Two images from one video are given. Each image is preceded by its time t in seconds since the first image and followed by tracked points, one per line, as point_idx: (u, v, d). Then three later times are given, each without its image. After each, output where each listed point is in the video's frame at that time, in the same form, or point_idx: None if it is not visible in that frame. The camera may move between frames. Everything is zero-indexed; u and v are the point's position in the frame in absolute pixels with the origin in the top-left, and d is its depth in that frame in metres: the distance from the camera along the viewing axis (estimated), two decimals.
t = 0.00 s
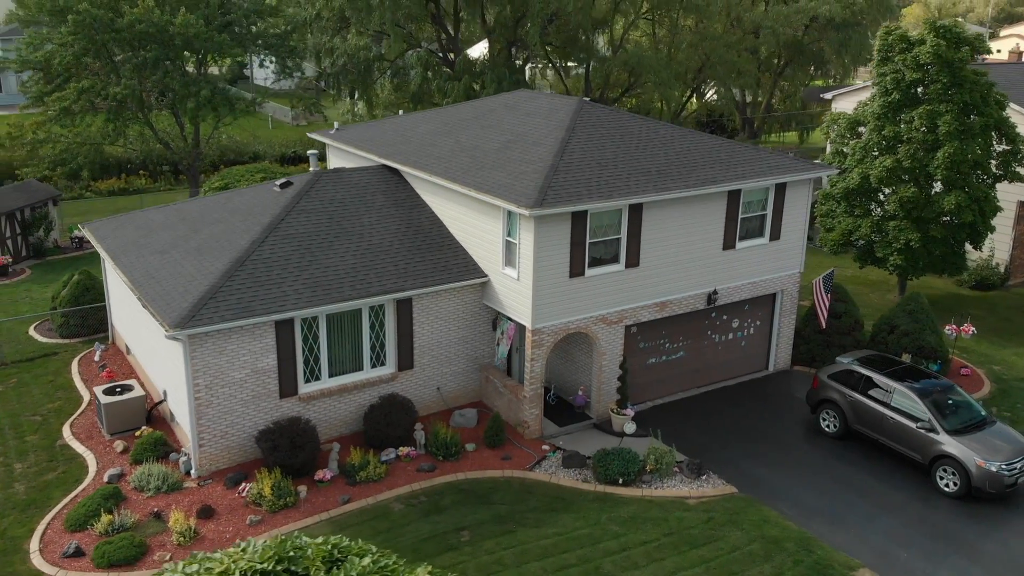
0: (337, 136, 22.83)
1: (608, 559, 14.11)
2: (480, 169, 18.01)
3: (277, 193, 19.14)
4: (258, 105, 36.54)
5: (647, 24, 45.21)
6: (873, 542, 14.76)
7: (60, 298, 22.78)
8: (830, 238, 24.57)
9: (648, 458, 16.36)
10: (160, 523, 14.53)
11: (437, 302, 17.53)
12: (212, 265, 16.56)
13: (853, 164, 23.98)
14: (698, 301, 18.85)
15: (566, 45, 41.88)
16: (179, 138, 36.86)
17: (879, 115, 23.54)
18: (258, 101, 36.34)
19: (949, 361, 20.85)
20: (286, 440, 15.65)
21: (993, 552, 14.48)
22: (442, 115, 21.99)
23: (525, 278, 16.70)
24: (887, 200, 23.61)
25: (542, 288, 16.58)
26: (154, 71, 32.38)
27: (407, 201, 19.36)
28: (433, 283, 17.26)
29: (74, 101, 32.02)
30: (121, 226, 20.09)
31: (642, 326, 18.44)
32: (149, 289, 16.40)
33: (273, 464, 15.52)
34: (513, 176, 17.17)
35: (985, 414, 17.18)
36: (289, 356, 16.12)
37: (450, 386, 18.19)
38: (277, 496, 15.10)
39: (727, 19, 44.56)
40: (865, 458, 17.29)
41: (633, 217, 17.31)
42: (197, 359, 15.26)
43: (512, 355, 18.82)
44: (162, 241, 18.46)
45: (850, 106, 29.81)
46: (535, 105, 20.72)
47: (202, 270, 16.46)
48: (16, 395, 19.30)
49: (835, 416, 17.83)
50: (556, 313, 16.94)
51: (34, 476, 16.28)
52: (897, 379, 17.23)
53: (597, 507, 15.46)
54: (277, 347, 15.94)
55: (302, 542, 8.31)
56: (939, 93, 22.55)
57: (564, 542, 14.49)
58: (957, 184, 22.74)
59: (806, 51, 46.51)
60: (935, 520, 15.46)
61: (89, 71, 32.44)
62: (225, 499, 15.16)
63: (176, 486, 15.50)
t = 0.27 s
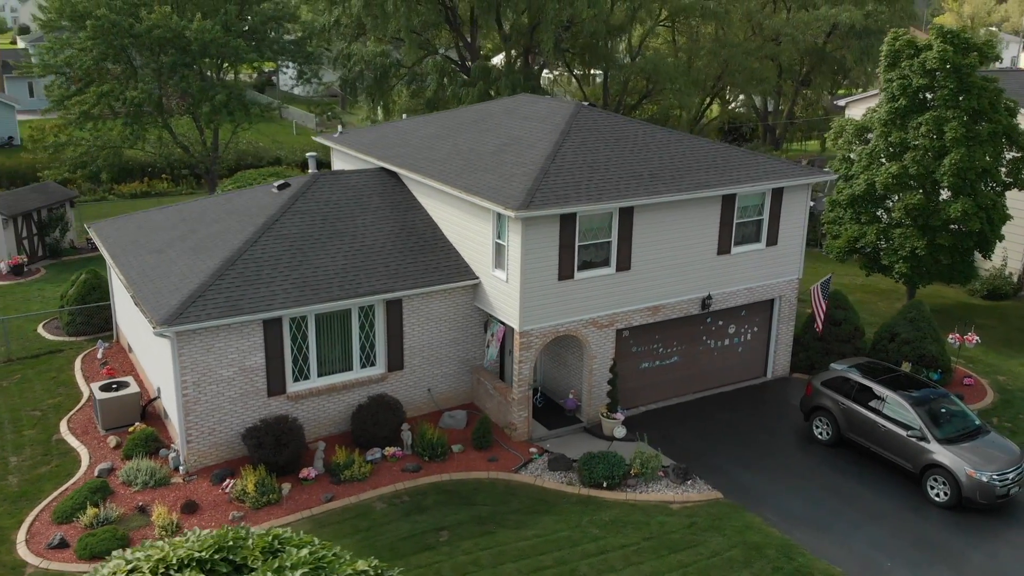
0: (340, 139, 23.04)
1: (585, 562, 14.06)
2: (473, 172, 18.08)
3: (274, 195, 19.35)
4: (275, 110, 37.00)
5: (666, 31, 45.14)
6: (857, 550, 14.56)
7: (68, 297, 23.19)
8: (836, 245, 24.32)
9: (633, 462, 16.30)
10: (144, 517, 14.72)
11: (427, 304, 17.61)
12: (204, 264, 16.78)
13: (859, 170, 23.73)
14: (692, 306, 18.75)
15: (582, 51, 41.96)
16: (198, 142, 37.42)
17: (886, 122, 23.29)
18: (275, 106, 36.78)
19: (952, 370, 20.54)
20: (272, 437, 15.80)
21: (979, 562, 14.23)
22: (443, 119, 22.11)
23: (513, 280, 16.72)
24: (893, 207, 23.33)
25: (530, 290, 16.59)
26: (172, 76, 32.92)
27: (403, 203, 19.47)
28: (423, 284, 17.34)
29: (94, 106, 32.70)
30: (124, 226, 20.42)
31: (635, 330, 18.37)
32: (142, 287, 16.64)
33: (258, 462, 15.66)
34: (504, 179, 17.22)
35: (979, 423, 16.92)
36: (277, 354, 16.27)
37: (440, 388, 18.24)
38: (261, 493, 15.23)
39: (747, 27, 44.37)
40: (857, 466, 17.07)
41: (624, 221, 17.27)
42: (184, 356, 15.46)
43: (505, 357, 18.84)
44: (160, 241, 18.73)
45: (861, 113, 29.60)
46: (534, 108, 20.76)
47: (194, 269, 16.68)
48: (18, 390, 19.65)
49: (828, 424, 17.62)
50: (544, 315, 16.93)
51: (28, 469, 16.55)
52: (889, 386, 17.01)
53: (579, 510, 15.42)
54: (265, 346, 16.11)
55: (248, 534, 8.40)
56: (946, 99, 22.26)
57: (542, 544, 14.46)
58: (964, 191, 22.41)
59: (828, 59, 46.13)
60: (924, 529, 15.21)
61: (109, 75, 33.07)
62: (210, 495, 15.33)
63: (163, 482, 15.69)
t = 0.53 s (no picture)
0: (347, 142, 23.30)
1: (566, 563, 14.04)
2: (469, 173, 18.18)
3: (277, 195, 19.60)
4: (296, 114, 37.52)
5: (688, 37, 45.05)
6: (844, 557, 14.38)
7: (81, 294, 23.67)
8: (846, 251, 24.06)
9: (622, 465, 16.27)
10: (135, 509, 14.95)
11: (422, 304, 17.72)
12: (202, 262, 17.05)
13: (870, 176, 23.47)
14: (689, 310, 18.66)
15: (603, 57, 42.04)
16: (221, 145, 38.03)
17: (896, 127, 23.02)
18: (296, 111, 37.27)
19: (959, 379, 20.19)
20: (263, 433, 15.99)
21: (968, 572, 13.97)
22: (448, 122, 22.27)
23: (506, 281, 16.77)
24: (903, 213, 23.04)
25: (521, 291, 16.63)
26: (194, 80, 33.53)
27: (404, 205, 19.63)
28: (418, 284, 17.46)
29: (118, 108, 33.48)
30: (132, 225, 20.81)
31: (631, 333, 18.33)
32: (141, 284, 16.95)
33: (249, 457, 15.86)
34: (499, 180, 17.29)
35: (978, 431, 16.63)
36: (271, 351, 16.47)
37: (436, 388, 18.34)
38: (249, 487, 15.41)
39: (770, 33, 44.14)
40: (852, 473, 16.85)
41: (618, 223, 17.24)
42: (178, 351, 15.71)
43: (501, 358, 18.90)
44: (163, 240, 19.06)
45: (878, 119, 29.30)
46: (536, 112, 20.84)
47: (192, 267, 16.96)
48: (26, 384, 20.08)
49: (823, 430, 17.41)
50: (537, 316, 16.96)
51: (28, 461, 16.91)
52: (885, 392, 16.79)
53: (565, 511, 15.40)
54: (258, 343, 16.31)
55: (194, 523, 8.54)
56: (957, 104, 21.93)
57: (525, 544, 14.47)
58: (976, 197, 22.06)
59: (854, 66, 45.67)
60: (914, 538, 14.98)
61: (133, 79, 33.76)
62: (200, 489, 15.53)
63: (156, 475, 15.93)
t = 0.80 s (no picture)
0: (354, 143, 23.51)
1: (545, 562, 14.04)
2: (466, 174, 18.28)
3: (278, 195, 19.83)
4: (315, 117, 37.92)
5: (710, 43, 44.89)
6: (828, 563, 14.21)
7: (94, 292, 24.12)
8: (855, 257, 23.81)
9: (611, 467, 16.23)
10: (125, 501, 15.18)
11: (416, 304, 17.83)
12: (199, 260, 17.30)
13: (878, 180, 23.21)
14: (685, 313, 18.57)
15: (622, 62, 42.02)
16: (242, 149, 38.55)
17: (905, 131, 22.75)
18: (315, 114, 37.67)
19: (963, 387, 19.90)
20: (253, 429, 16.17)
21: None
22: (452, 124, 22.40)
23: (497, 281, 16.82)
24: (912, 219, 22.75)
25: (512, 292, 16.68)
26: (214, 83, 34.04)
27: (403, 206, 19.77)
28: (412, 284, 17.57)
29: (141, 111, 34.15)
30: (139, 224, 21.17)
31: (625, 335, 18.30)
32: (140, 281, 17.24)
33: (239, 452, 16.04)
34: (492, 181, 17.36)
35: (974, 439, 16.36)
36: (264, 349, 16.66)
37: (430, 387, 18.42)
38: (238, 482, 15.59)
39: (792, 39, 43.84)
40: (845, 479, 16.65)
41: (612, 224, 17.23)
42: (172, 347, 15.96)
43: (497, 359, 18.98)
44: (166, 238, 19.36)
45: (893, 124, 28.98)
46: (537, 114, 20.90)
47: (189, 265, 17.22)
48: (34, 379, 20.49)
49: (818, 436, 17.22)
50: (528, 317, 17.00)
51: (28, 453, 17.25)
52: (880, 398, 16.58)
53: (550, 512, 15.39)
54: (251, 340, 16.51)
55: (146, 511, 8.69)
56: (967, 108, 21.62)
57: (506, 544, 14.48)
58: (985, 203, 21.72)
59: (880, 72, 45.17)
60: (903, 545, 14.77)
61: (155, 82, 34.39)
62: (191, 483, 15.74)
63: (149, 469, 16.16)
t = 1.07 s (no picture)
0: (359, 146, 23.69)
1: (524, 562, 14.02)
2: (461, 175, 18.35)
3: (278, 195, 20.03)
4: (332, 121, 38.26)
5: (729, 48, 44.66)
6: (810, 568, 14.04)
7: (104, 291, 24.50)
8: (862, 262, 23.52)
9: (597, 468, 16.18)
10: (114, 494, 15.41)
11: (409, 303, 17.92)
12: (195, 258, 17.54)
13: (885, 185, 22.94)
14: (680, 316, 18.47)
15: (640, 68, 41.96)
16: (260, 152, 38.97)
17: (913, 136, 22.47)
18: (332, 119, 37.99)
19: (966, 395, 19.53)
20: (242, 425, 16.33)
21: None
22: (455, 127, 22.50)
23: (487, 282, 16.85)
24: (919, 224, 22.44)
25: (502, 292, 16.68)
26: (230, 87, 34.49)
27: (401, 207, 19.89)
28: (404, 284, 17.66)
29: (160, 114, 34.72)
30: (144, 223, 21.48)
31: (619, 337, 18.24)
32: (137, 278, 17.50)
33: (228, 448, 16.21)
34: (485, 182, 17.41)
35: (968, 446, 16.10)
36: (255, 346, 16.83)
37: (423, 387, 18.49)
38: (226, 477, 15.76)
39: (813, 44, 43.50)
40: (837, 485, 16.44)
41: (604, 226, 17.20)
42: (164, 343, 16.18)
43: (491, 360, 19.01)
44: (167, 237, 19.64)
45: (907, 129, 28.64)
46: (537, 117, 20.94)
47: (185, 263, 17.46)
48: (40, 375, 20.86)
49: (810, 441, 17.03)
50: (518, 318, 16.98)
51: (27, 446, 17.56)
52: (872, 403, 16.38)
53: (533, 512, 15.36)
54: (243, 337, 16.69)
55: (99, 497, 8.84)
56: (975, 112, 21.31)
57: (487, 543, 14.48)
58: (993, 208, 21.37)
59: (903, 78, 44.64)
60: (889, 552, 14.55)
61: (173, 86, 34.92)
62: (180, 477, 15.94)
63: (141, 463, 16.38)
